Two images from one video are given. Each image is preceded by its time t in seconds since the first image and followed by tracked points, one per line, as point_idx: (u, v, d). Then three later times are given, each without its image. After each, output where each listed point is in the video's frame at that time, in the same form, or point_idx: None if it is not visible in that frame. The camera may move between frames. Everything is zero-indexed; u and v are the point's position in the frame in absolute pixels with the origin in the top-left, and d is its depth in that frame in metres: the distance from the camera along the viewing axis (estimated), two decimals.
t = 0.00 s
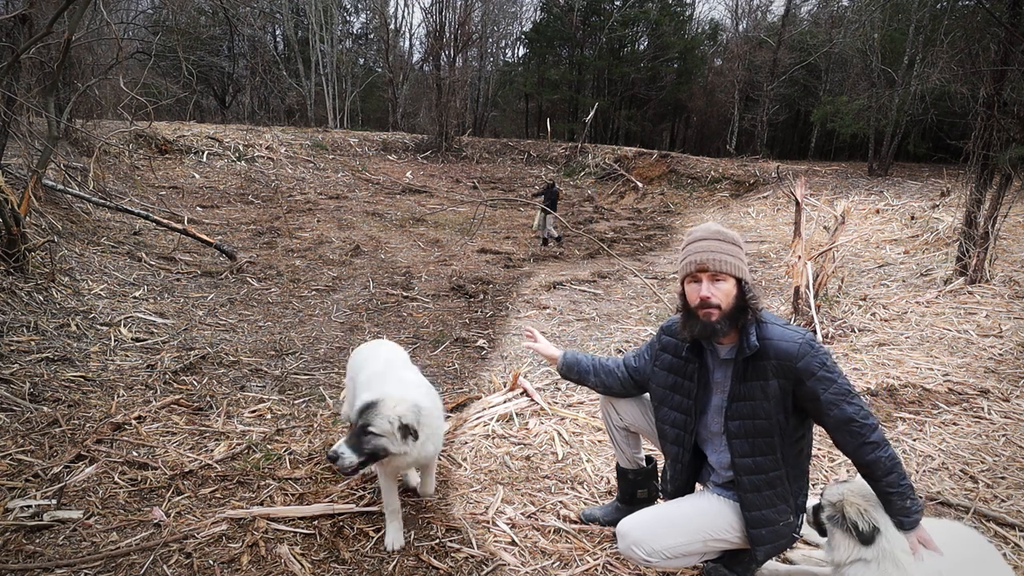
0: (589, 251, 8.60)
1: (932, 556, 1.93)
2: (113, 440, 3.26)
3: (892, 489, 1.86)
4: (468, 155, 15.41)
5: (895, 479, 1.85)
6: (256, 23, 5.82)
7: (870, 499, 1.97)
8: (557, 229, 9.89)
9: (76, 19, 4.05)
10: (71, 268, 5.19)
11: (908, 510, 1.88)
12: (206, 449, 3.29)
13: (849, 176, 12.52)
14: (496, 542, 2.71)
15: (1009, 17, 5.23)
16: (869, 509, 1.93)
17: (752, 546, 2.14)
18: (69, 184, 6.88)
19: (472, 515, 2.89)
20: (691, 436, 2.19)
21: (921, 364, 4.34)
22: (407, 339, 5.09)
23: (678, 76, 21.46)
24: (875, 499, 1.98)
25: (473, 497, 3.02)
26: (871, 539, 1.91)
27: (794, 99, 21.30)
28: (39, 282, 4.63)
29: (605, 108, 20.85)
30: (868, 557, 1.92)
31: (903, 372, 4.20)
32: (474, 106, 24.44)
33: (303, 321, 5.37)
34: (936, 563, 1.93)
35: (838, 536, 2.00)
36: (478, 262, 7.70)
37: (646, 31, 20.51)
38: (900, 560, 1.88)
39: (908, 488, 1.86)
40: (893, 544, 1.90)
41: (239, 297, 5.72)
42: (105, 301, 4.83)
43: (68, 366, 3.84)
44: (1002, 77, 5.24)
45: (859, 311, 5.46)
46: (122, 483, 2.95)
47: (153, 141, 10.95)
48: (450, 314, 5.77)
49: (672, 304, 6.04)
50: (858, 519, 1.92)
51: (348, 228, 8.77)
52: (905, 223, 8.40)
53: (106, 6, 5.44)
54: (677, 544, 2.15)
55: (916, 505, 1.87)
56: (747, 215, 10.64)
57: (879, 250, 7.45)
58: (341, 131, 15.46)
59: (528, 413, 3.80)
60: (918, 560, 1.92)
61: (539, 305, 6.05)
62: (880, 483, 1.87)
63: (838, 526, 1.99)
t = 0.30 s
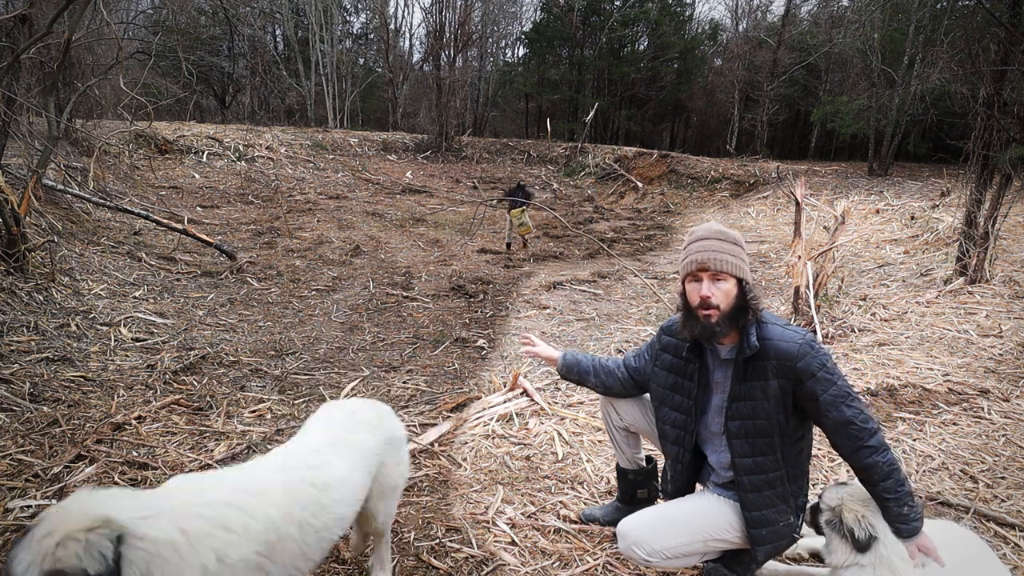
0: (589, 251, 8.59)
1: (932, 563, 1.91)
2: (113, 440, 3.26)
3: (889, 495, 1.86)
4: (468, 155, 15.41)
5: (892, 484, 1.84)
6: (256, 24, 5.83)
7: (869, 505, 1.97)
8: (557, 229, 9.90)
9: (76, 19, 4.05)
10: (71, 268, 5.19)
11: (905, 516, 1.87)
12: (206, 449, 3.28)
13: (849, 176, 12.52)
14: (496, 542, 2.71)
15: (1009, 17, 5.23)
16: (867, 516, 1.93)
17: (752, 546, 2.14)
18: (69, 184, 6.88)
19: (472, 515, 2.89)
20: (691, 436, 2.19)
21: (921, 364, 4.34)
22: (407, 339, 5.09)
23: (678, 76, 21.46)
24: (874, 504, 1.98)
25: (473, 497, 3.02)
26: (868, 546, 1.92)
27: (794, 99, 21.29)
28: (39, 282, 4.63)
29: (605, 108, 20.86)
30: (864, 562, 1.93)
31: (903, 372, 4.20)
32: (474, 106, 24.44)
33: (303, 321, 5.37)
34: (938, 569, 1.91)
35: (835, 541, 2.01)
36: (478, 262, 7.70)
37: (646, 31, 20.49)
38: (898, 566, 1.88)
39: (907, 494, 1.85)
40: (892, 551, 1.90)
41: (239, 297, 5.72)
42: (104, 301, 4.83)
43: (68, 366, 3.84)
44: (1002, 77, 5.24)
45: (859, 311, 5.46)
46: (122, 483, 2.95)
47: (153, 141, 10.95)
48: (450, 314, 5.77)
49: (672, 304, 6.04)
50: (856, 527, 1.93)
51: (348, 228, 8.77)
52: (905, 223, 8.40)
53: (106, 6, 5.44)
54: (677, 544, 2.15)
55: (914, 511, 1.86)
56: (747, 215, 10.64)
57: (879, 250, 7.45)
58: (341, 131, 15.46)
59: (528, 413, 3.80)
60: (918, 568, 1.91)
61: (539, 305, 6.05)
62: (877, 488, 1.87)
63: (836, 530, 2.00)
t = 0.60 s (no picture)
0: (589, 251, 8.59)
1: (937, 566, 1.87)
2: (113, 440, 3.26)
3: (895, 494, 1.84)
4: (468, 155, 15.41)
5: (898, 483, 1.84)
6: (256, 24, 5.83)
7: (879, 509, 1.91)
8: (557, 229, 9.89)
9: (76, 19, 4.05)
10: (71, 268, 5.19)
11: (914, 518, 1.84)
12: (206, 449, 3.29)
13: (849, 176, 12.51)
14: (496, 542, 2.72)
15: (1009, 17, 5.23)
16: (882, 523, 1.85)
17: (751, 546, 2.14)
18: (69, 184, 6.88)
19: (472, 515, 2.89)
20: (691, 436, 2.19)
21: (921, 364, 4.34)
22: (407, 339, 5.09)
23: (678, 76, 21.47)
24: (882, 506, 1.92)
25: (473, 497, 3.02)
26: (884, 555, 1.83)
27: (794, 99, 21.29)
28: (39, 282, 4.63)
29: (605, 108, 20.86)
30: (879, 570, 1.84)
31: (903, 372, 4.20)
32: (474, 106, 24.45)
33: (303, 321, 5.37)
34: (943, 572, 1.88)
35: (847, 549, 1.92)
36: (478, 262, 7.71)
37: (646, 31, 20.48)
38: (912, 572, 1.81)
39: (914, 494, 1.84)
40: (907, 558, 1.82)
41: (239, 297, 5.72)
42: (105, 301, 4.83)
43: (69, 366, 3.84)
44: (1002, 76, 5.24)
45: (859, 311, 5.46)
46: (122, 483, 2.95)
47: (153, 141, 10.95)
48: (450, 314, 5.77)
49: (672, 304, 6.04)
50: (872, 535, 1.84)
51: (348, 228, 8.77)
52: (905, 223, 8.40)
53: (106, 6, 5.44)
54: (676, 544, 2.15)
55: (921, 511, 1.83)
56: (747, 215, 10.64)
57: (879, 250, 7.45)
58: (341, 131, 15.46)
59: (528, 413, 3.80)
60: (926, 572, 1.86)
61: (539, 305, 6.06)
62: (882, 487, 1.86)
63: (848, 538, 1.91)
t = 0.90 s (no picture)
0: (589, 251, 8.59)
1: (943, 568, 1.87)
2: (113, 440, 3.26)
3: (899, 496, 1.84)
4: (468, 155, 15.41)
5: (902, 484, 1.84)
6: (256, 24, 5.83)
7: (886, 512, 1.91)
8: (557, 229, 9.89)
9: (76, 19, 4.04)
10: (71, 268, 5.19)
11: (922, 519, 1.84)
12: (206, 449, 3.29)
13: (849, 176, 12.51)
14: (496, 542, 2.71)
15: (1009, 17, 5.23)
16: (894, 527, 1.86)
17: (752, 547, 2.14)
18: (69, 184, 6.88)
19: (472, 515, 2.89)
20: (691, 436, 2.19)
21: (921, 364, 4.34)
22: (407, 339, 5.09)
23: (678, 76, 21.47)
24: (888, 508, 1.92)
25: (473, 497, 3.02)
26: (900, 560, 1.83)
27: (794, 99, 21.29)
28: (39, 282, 4.63)
29: (605, 108, 20.86)
30: None
31: (903, 372, 4.20)
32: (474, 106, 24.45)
33: (303, 321, 5.37)
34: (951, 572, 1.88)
35: (862, 557, 1.92)
36: (478, 262, 7.70)
37: (646, 31, 20.47)
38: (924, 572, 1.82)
39: (919, 495, 1.84)
40: (918, 560, 1.83)
41: (239, 297, 5.72)
42: (104, 301, 4.83)
43: (68, 366, 3.84)
44: (1002, 77, 5.24)
45: (859, 311, 5.46)
46: (122, 483, 2.95)
47: (153, 141, 10.95)
48: (450, 314, 5.77)
49: (672, 304, 6.04)
50: (887, 540, 1.84)
51: (348, 228, 8.77)
52: (905, 223, 8.40)
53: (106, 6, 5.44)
54: (676, 545, 2.15)
55: (927, 512, 1.83)
56: (747, 215, 10.64)
57: (879, 250, 7.45)
58: (341, 131, 15.45)
59: (528, 413, 3.80)
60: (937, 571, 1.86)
61: (539, 305, 6.05)
62: (886, 489, 1.86)
63: (863, 545, 1.91)
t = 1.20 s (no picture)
0: (589, 251, 8.59)
1: (945, 570, 1.85)
2: (113, 440, 3.26)
3: (900, 497, 1.85)
4: (468, 155, 15.41)
5: (903, 485, 1.85)
6: (256, 24, 5.83)
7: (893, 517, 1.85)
8: (557, 229, 9.89)
9: (76, 18, 4.04)
10: (71, 268, 5.19)
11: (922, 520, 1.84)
12: (206, 449, 3.29)
13: (849, 176, 12.51)
14: (496, 542, 2.72)
15: (1009, 17, 5.23)
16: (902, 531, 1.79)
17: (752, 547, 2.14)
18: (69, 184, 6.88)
19: (472, 515, 2.89)
20: (692, 437, 2.19)
21: (921, 364, 4.34)
22: (407, 339, 5.09)
23: (678, 76, 21.47)
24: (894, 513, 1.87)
25: (473, 497, 3.02)
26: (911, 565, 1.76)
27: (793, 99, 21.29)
28: (39, 282, 4.63)
29: (605, 108, 20.86)
30: None
31: (903, 372, 4.21)
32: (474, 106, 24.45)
33: (303, 321, 5.37)
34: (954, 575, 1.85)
35: (872, 566, 1.83)
36: (478, 262, 7.70)
37: (646, 31, 20.46)
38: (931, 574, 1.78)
39: (918, 496, 1.84)
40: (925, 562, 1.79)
41: (239, 297, 5.72)
42: (104, 301, 4.83)
43: (68, 366, 3.84)
44: (1002, 77, 5.24)
45: (859, 311, 5.46)
46: (122, 483, 2.95)
47: (153, 141, 10.95)
48: (450, 314, 5.77)
49: (672, 304, 6.04)
50: (899, 546, 1.77)
51: (348, 228, 8.77)
52: (905, 223, 8.40)
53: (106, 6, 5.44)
54: (677, 545, 2.15)
55: (927, 513, 1.83)
56: (747, 215, 10.64)
57: (879, 250, 7.45)
58: (341, 131, 15.45)
59: (528, 413, 3.79)
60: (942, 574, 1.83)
61: (539, 305, 6.06)
62: (886, 490, 1.87)
63: (873, 554, 1.82)
